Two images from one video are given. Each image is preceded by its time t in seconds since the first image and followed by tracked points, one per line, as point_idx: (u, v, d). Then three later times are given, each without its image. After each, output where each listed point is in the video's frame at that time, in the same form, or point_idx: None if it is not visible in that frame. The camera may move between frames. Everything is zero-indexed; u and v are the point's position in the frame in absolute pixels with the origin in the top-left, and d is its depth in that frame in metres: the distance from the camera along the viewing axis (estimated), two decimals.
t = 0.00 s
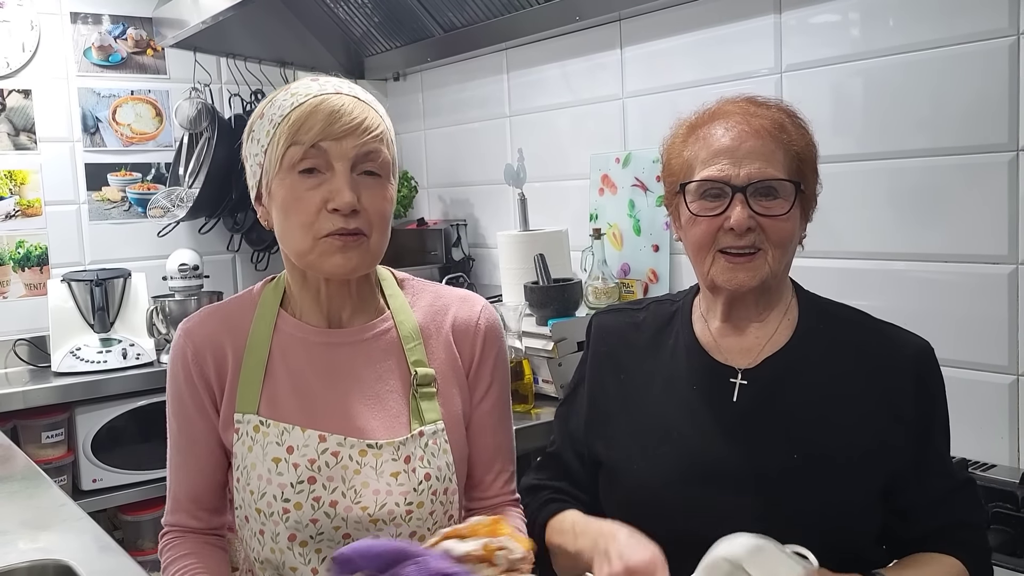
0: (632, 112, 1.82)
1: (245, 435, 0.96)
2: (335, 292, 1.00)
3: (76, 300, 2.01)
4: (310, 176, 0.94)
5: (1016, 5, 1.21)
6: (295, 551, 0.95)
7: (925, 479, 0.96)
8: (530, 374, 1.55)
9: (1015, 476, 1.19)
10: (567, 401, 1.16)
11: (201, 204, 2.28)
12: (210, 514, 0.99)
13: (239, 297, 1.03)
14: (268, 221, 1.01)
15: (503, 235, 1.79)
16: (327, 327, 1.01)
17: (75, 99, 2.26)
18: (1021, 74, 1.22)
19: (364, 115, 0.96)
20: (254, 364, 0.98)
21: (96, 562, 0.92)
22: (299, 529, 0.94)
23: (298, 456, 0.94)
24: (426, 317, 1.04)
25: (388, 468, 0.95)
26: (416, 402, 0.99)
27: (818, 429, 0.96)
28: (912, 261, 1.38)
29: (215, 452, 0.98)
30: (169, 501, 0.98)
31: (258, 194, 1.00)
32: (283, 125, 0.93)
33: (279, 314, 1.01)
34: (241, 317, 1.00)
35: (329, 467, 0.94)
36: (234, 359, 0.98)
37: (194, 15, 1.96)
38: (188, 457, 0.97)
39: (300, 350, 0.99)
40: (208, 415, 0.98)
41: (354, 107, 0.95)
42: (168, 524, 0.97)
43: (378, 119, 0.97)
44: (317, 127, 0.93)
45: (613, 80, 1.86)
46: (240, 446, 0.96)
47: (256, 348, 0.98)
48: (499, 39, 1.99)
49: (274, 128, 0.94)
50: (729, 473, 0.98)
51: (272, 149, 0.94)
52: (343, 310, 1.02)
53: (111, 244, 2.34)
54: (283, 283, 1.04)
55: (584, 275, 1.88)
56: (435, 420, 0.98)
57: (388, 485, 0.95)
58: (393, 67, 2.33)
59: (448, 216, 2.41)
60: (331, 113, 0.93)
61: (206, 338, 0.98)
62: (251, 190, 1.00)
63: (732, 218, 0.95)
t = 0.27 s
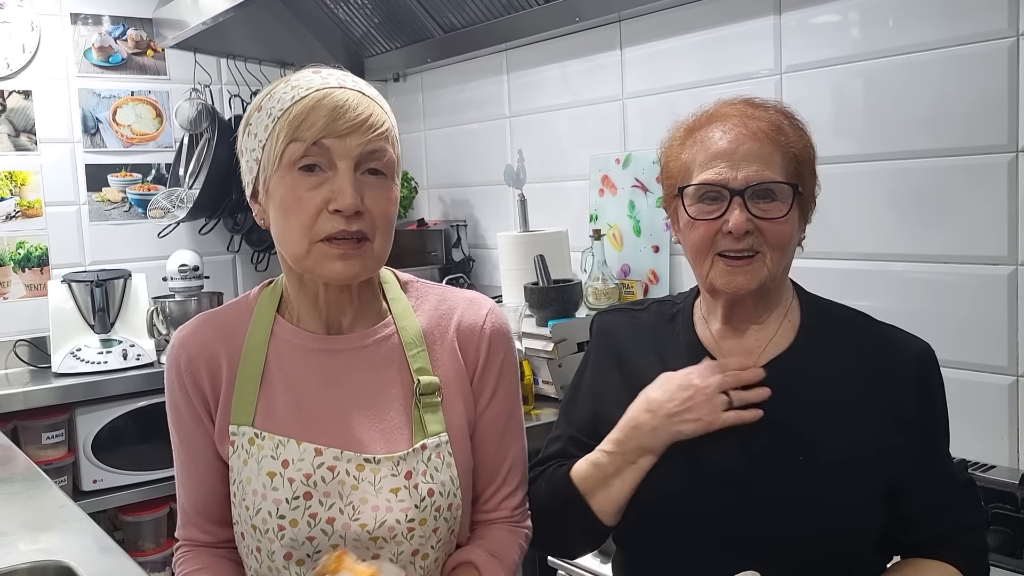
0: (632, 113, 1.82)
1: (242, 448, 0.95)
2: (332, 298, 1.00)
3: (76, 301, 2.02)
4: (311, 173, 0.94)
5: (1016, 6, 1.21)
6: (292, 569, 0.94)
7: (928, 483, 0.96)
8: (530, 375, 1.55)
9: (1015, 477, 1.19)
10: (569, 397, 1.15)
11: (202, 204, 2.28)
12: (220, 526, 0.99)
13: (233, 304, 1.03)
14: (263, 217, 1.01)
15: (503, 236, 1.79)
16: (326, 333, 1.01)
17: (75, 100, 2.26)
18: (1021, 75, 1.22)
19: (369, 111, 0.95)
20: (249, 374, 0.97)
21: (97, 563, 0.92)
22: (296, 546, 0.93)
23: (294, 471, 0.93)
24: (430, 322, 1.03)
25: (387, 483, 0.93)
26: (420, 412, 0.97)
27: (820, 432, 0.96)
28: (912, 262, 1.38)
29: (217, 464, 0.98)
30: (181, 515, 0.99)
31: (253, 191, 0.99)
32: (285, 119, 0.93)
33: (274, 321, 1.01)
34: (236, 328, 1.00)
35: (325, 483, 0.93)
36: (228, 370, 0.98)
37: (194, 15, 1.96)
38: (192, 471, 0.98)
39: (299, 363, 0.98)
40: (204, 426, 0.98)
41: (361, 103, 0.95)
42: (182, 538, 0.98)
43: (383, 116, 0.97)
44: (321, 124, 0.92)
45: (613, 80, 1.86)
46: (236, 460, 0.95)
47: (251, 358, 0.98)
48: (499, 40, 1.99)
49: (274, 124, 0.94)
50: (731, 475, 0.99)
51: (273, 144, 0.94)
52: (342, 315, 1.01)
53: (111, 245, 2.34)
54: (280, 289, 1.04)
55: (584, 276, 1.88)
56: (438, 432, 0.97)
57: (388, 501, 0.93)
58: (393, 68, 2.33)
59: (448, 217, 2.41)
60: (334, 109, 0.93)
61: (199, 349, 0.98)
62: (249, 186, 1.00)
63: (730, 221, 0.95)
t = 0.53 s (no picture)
0: (632, 112, 1.82)
1: (232, 461, 0.90)
2: (326, 306, 0.92)
3: (77, 301, 2.02)
4: (305, 172, 0.89)
5: (1016, 6, 1.21)
6: None
7: (936, 482, 0.95)
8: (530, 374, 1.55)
9: (1015, 476, 1.19)
10: (571, 395, 1.18)
11: (202, 204, 2.29)
12: (220, 527, 0.96)
13: (227, 306, 0.98)
14: (253, 217, 0.96)
15: (503, 235, 1.80)
16: (321, 341, 0.94)
17: (75, 100, 2.26)
18: (1021, 74, 1.22)
19: (369, 106, 0.89)
20: (239, 382, 0.92)
21: (98, 562, 0.93)
22: (286, 567, 0.88)
23: (282, 489, 0.88)
24: (431, 328, 0.94)
25: (379, 505, 0.87)
26: (417, 426, 0.90)
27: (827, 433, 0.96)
28: (913, 262, 1.38)
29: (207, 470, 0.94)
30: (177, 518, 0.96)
31: (243, 190, 0.94)
32: (278, 114, 0.87)
33: (268, 327, 0.95)
34: (227, 332, 0.95)
35: (313, 503, 0.87)
36: (217, 375, 0.92)
37: (194, 15, 1.96)
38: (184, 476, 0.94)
39: (291, 370, 0.92)
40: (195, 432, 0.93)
41: (359, 98, 0.88)
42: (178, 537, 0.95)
43: (383, 111, 0.90)
44: (316, 120, 0.87)
45: (613, 80, 1.86)
46: (227, 473, 0.91)
47: (241, 366, 0.92)
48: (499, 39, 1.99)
49: (267, 118, 0.88)
50: (737, 475, 0.99)
51: (265, 141, 0.89)
52: (338, 323, 0.94)
53: (112, 245, 2.34)
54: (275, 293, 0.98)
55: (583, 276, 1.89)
56: (437, 446, 0.89)
57: (380, 524, 0.87)
58: (393, 67, 2.34)
59: (448, 216, 2.41)
60: (330, 104, 0.87)
61: (188, 354, 0.93)
62: (240, 184, 0.94)
63: (739, 220, 0.95)
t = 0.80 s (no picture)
0: (632, 111, 1.82)
1: (230, 468, 0.90)
2: (321, 312, 0.91)
3: (77, 300, 2.02)
4: (298, 175, 0.87)
5: (1016, 4, 1.21)
6: None
7: (942, 483, 0.95)
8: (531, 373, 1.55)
9: (1015, 474, 1.19)
10: (579, 392, 1.19)
11: (201, 204, 2.29)
12: (222, 526, 0.96)
13: (227, 308, 0.97)
14: (247, 217, 0.95)
15: (503, 234, 1.80)
16: (316, 345, 0.93)
17: (75, 99, 2.26)
18: (1021, 72, 1.22)
19: (365, 108, 0.87)
20: (237, 386, 0.92)
21: (99, 560, 0.93)
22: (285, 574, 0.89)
23: (279, 497, 0.87)
24: (430, 330, 0.91)
25: (376, 514, 0.86)
26: (415, 431, 0.87)
27: (831, 433, 0.96)
28: (914, 260, 1.38)
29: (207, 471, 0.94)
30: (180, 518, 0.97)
31: (237, 190, 0.93)
32: (272, 114, 0.86)
33: (265, 330, 0.94)
34: (224, 336, 0.94)
35: (311, 512, 0.86)
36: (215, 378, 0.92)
37: (194, 15, 1.96)
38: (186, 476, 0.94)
39: (289, 375, 0.91)
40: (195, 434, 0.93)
41: (355, 100, 0.86)
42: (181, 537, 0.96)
43: (381, 114, 0.89)
44: (309, 123, 0.85)
45: (613, 78, 1.86)
46: (227, 479, 0.91)
47: (238, 371, 0.92)
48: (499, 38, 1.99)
49: (261, 118, 0.87)
50: (741, 474, 0.99)
51: (258, 141, 0.87)
52: (334, 327, 0.92)
53: (112, 244, 2.34)
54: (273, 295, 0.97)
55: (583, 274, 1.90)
56: (436, 452, 0.87)
57: (378, 532, 0.86)
58: (393, 66, 2.34)
59: (449, 215, 2.41)
60: (325, 106, 0.85)
61: (186, 357, 0.92)
62: (235, 182, 0.93)
63: (752, 214, 0.95)
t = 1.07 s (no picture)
0: (632, 111, 1.82)
1: (233, 452, 0.90)
2: (326, 303, 0.93)
3: (78, 299, 2.02)
4: (307, 173, 0.89)
5: (1016, 4, 1.21)
6: None
7: (948, 482, 0.96)
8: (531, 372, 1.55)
9: (1016, 473, 1.19)
10: (582, 390, 1.15)
11: (202, 204, 2.29)
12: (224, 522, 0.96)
13: (229, 301, 0.98)
14: (255, 210, 0.96)
15: (503, 232, 1.80)
16: (319, 335, 0.95)
17: (76, 98, 2.27)
18: (1021, 72, 1.22)
19: (374, 110, 0.90)
20: (243, 376, 0.92)
21: (99, 559, 0.93)
22: (286, 557, 0.88)
23: (283, 478, 0.88)
24: (429, 320, 0.94)
25: (378, 494, 0.87)
26: (415, 417, 0.90)
27: (840, 433, 0.96)
28: (914, 260, 1.38)
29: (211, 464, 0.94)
30: (182, 513, 0.96)
31: (247, 183, 0.95)
32: (284, 112, 0.88)
33: (270, 319, 0.95)
34: (229, 328, 0.95)
35: (314, 492, 0.87)
36: (221, 369, 0.93)
37: (194, 15, 1.97)
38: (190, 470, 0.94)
39: (292, 362, 0.93)
40: (200, 427, 0.93)
41: (364, 102, 0.88)
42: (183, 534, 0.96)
43: (388, 117, 0.91)
44: (321, 123, 0.87)
45: (614, 78, 1.86)
46: (229, 463, 0.91)
47: (245, 359, 0.93)
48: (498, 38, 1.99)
49: (274, 118, 0.89)
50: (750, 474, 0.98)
51: (271, 138, 0.89)
52: (338, 318, 0.94)
53: (113, 243, 2.34)
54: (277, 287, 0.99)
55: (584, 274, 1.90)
56: (435, 438, 0.89)
57: (380, 513, 0.87)
58: (394, 66, 2.34)
59: (449, 215, 2.41)
60: (337, 107, 0.87)
61: (192, 347, 0.93)
62: (243, 175, 0.95)
63: (767, 210, 0.95)
